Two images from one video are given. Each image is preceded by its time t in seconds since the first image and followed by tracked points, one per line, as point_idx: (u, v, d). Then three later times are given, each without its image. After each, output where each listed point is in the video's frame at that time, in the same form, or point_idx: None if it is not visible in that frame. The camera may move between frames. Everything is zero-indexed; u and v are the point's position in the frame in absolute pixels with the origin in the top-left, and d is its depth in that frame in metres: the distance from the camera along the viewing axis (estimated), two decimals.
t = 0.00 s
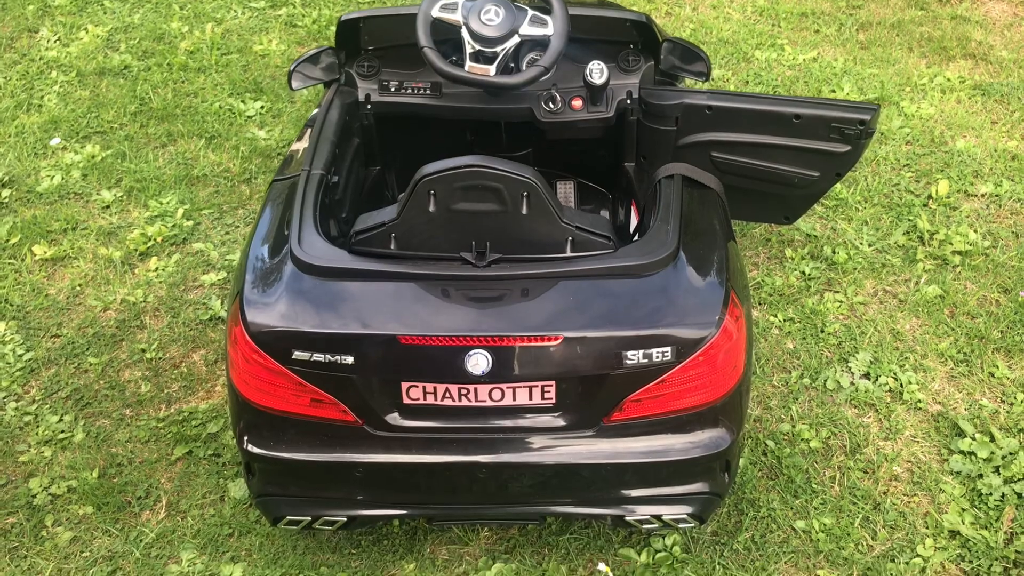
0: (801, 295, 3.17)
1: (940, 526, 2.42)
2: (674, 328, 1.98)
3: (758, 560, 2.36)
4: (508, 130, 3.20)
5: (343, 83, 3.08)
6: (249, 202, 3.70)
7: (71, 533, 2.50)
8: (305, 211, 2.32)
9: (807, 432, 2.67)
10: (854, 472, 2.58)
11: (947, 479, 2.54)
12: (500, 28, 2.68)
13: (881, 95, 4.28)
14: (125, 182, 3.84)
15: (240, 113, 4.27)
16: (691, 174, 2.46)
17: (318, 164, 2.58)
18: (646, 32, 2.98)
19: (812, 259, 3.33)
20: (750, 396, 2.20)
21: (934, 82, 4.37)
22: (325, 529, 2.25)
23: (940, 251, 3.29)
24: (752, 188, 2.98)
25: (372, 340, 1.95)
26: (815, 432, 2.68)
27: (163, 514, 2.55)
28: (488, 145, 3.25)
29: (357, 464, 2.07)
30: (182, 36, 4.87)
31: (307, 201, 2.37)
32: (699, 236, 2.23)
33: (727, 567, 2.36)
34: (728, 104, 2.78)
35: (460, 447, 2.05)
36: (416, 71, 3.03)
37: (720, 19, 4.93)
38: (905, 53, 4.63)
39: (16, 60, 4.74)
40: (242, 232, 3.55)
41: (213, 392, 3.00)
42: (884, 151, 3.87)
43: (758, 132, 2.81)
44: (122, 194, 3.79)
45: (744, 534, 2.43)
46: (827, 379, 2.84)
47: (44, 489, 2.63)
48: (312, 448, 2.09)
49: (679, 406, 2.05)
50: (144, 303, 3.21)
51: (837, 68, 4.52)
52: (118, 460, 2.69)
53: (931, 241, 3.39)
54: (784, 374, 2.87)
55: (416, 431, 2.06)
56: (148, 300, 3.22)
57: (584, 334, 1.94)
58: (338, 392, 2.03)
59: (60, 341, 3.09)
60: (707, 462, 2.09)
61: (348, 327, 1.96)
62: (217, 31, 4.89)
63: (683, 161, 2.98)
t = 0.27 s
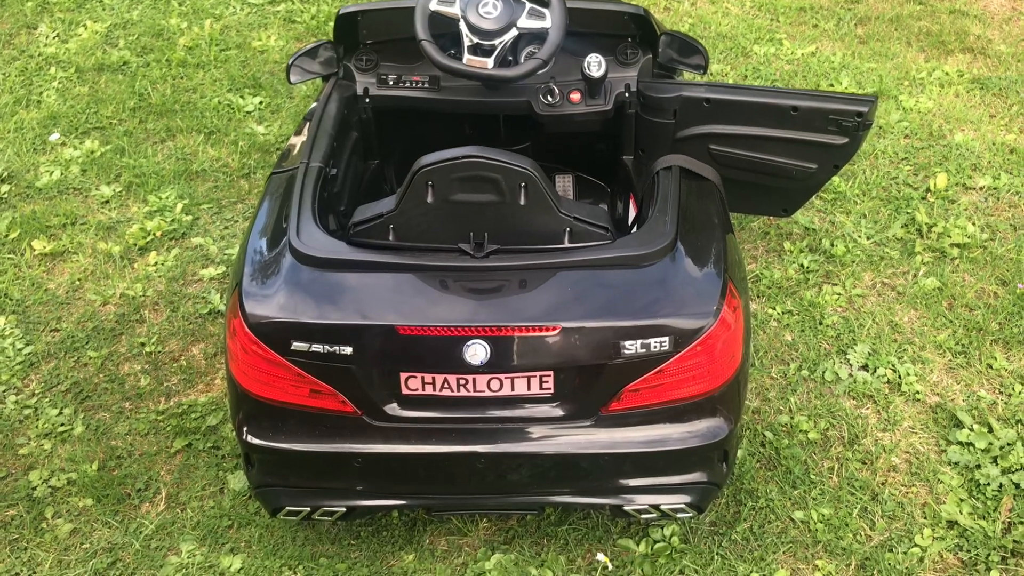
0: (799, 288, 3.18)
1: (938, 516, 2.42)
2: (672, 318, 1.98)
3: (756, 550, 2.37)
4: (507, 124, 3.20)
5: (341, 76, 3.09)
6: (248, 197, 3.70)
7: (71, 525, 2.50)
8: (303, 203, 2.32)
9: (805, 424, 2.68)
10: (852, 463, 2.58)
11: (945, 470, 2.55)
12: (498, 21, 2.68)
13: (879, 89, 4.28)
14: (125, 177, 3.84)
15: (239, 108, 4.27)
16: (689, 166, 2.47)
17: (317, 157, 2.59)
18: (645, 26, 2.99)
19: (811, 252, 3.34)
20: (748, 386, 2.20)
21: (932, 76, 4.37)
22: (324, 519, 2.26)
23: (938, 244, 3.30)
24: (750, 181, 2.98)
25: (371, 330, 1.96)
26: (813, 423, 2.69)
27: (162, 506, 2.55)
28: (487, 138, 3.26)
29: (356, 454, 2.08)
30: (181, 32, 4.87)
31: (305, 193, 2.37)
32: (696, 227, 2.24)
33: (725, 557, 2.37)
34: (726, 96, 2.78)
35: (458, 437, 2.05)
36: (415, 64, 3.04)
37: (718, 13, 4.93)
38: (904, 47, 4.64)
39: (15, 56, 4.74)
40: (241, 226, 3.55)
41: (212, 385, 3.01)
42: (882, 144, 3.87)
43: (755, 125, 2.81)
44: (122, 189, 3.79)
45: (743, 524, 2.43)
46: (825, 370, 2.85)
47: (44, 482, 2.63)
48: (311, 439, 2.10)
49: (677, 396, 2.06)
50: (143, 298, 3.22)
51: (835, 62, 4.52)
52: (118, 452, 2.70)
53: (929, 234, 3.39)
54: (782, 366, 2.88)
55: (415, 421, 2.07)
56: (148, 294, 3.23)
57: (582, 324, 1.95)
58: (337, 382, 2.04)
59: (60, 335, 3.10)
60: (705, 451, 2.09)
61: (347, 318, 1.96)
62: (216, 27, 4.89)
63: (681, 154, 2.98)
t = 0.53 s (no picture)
0: (797, 284, 3.19)
1: (934, 510, 2.44)
2: (669, 314, 1.99)
3: (754, 544, 2.39)
4: (505, 122, 3.22)
5: (340, 75, 3.09)
6: (248, 196, 3.72)
7: (73, 522, 2.52)
8: (302, 201, 2.33)
9: (802, 419, 2.69)
10: (850, 457, 2.60)
11: (942, 465, 2.56)
12: (496, 20, 2.69)
13: (876, 86, 4.29)
14: (124, 176, 3.86)
15: (238, 107, 4.28)
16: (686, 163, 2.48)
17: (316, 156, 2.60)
18: (641, 23, 3.02)
19: (808, 249, 3.35)
20: (744, 381, 2.22)
21: (929, 73, 4.38)
22: (324, 515, 2.28)
23: (935, 240, 3.31)
24: (748, 178, 3.00)
25: (371, 327, 1.97)
26: (810, 419, 2.70)
27: (163, 502, 2.57)
28: (485, 137, 3.27)
29: (356, 450, 2.09)
30: (180, 31, 4.89)
31: (304, 191, 2.39)
32: (693, 224, 2.25)
33: (723, 551, 2.38)
34: (724, 94, 2.78)
35: (457, 433, 2.07)
36: (413, 63, 3.05)
37: (716, 11, 4.94)
38: (901, 44, 4.65)
39: (15, 56, 4.75)
40: (241, 225, 3.57)
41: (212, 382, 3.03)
42: (879, 141, 3.89)
43: (752, 122, 2.82)
44: (121, 188, 3.80)
45: (740, 519, 2.45)
46: (822, 366, 2.86)
47: (45, 479, 2.65)
48: (311, 435, 2.11)
49: (674, 391, 2.07)
50: (143, 296, 3.23)
51: (833, 59, 4.53)
52: (119, 449, 2.71)
53: (926, 230, 3.40)
54: (780, 362, 2.89)
55: (414, 417, 2.08)
56: (148, 292, 3.24)
57: (580, 320, 1.96)
58: (337, 379, 2.05)
59: (61, 333, 3.11)
60: (703, 446, 2.11)
61: (347, 315, 1.97)
62: (215, 26, 4.90)
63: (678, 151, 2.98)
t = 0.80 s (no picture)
0: (794, 283, 3.19)
1: (932, 509, 2.44)
2: (666, 314, 2.00)
3: (752, 543, 2.39)
4: (502, 121, 3.22)
5: (337, 75, 3.08)
6: (246, 196, 3.72)
7: (71, 523, 2.52)
8: (299, 202, 2.33)
9: (800, 418, 2.70)
10: (847, 456, 2.60)
11: (939, 463, 2.57)
12: (493, 20, 2.69)
13: (874, 84, 4.30)
14: (122, 176, 3.86)
15: (236, 107, 4.28)
16: (683, 163, 2.48)
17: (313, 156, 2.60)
18: (638, 22, 3.02)
19: (806, 248, 3.35)
20: (742, 381, 2.22)
21: (927, 71, 4.38)
22: (323, 515, 2.28)
23: (932, 239, 3.32)
24: (745, 177, 3.00)
25: (369, 327, 1.97)
26: (808, 417, 2.71)
27: (162, 503, 2.57)
28: (483, 136, 3.27)
29: (355, 450, 2.09)
30: (178, 31, 4.88)
31: (302, 192, 2.39)
32: (690, 223, 2.25)
33: (721, 550, 2.38)
34: (721, 93, 2.79)
35: (455, 433, 2.07)
36: (411, 63, 3.05)
37: (714, 10, 4.94)
38: (898, 43, 4.65)
39: (12, 56, 4.75)
40: (239, 225, 3.57)
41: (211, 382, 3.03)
42: (877, 140, 3.89)
43: (750, 122, 2.82)
44: (119, 188, 3.80)
45: (738, 517, 2.45)
46: (820, 365, 2.87)
47: (44, 480, 2.65)
48: (309, 436, 2.11)
49: (672, 391, 2.08)
50: (142, 296, 3.23)
51: (831, 58, 4.53)
52: (118, 450, 2.71)
53: (924, 228, 3.41)
54: (778, 360, 2.90)
55: (412, 417, 2.08)
56: (146, 293, 3.25)
57: (577, 320, 1.96)
58: (335, 379, 2.05)
59: (59, 334, 3.11)
60: (701, 445, 2.11)
61: (345, 315, 1.98)
62: (212, 26, 4.90)
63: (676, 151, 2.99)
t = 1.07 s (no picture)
0: (792, 285, 3.20)
1: (929, 510, 2.44)
2: (663, 316, 2.00)
3: (749, 545, 2.39)
4: (500, 124, 3.22)
5: (334, 78, 3.09)
6: (244, 198, 3.72)
7: (69, 526, 2.52)
8: (296, 205, 2.33)
9: (797, 420, 2.70)
10: (845, 458, 2.61)
11: (936, 464, 2.57)
12: (490, 22, 2.70)
13: (871, 85, 4.30)
14: (120, 178, 3.86)
15: (233, 109, 4.28)
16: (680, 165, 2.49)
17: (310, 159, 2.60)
18: (635, 24, 3.03)
19: (803, 249, 3.36)
20: (739, 383, 2.22)
21: (924, 72, 4.39)
22: (320, 518, 2.28)
23: (929, 240, 3.32)
24: (742, 179, 3.00)
25: (367, 330, 1.98)
26: (805, 419, 2.71)
27: (160, 506, 2.57)
28: (481, 139, 3.27)
29: (352, 454, 2.10)
30: (175, 33, 4.88)
31: (299, 196, 2.39)
32: (686, 226, 2.25)
33: (719, 552, 2.39)
34: (717, 96, 2.79)
35: (453, 436, 2.07)
36: (408, 65, 3.06)
37: (711, 11, 4.95)
38: (896, 44, 4.66)
39: (10, 58, 4.75)
40: (237, 227, 3.57)
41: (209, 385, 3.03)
42: (874, 141, 3.89)
43: (747, 124, 2.82)
44: (117, 191, 3.80)
45: (735, 519, 2.46)
46: (817, 366, 2.87)
47: (42, 483, 2.65)
48: (307, 439, 2.12)
49: (669, 393, 2.08)
50: (140, 299, 3.24)
51: (828, 59, 4.54)
52: (116, 453, 2.72)
53: (921, 229, 3.41)
54: (775, 362, 2.90)
55: (410, 420, 2.08)
56: (144, 296, 3.25)
57: (574, 323, 1.97)
58: (333, 383, 2.06)
59: (57, 337, 3.11)
60: (698, 448, 2.12)
61: (342, 319, 1.98)
62: (210, 28, 4.90)
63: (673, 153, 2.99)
